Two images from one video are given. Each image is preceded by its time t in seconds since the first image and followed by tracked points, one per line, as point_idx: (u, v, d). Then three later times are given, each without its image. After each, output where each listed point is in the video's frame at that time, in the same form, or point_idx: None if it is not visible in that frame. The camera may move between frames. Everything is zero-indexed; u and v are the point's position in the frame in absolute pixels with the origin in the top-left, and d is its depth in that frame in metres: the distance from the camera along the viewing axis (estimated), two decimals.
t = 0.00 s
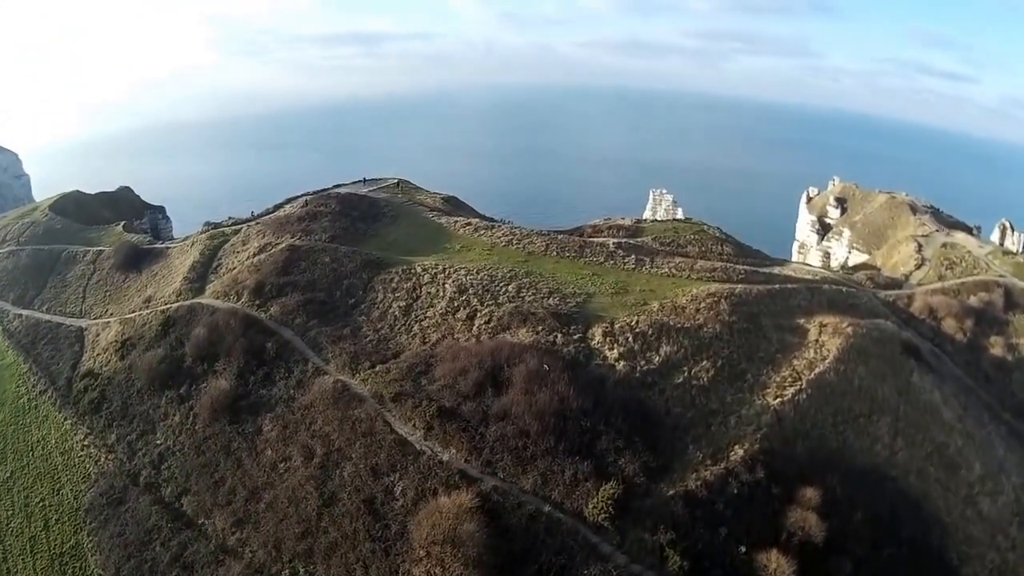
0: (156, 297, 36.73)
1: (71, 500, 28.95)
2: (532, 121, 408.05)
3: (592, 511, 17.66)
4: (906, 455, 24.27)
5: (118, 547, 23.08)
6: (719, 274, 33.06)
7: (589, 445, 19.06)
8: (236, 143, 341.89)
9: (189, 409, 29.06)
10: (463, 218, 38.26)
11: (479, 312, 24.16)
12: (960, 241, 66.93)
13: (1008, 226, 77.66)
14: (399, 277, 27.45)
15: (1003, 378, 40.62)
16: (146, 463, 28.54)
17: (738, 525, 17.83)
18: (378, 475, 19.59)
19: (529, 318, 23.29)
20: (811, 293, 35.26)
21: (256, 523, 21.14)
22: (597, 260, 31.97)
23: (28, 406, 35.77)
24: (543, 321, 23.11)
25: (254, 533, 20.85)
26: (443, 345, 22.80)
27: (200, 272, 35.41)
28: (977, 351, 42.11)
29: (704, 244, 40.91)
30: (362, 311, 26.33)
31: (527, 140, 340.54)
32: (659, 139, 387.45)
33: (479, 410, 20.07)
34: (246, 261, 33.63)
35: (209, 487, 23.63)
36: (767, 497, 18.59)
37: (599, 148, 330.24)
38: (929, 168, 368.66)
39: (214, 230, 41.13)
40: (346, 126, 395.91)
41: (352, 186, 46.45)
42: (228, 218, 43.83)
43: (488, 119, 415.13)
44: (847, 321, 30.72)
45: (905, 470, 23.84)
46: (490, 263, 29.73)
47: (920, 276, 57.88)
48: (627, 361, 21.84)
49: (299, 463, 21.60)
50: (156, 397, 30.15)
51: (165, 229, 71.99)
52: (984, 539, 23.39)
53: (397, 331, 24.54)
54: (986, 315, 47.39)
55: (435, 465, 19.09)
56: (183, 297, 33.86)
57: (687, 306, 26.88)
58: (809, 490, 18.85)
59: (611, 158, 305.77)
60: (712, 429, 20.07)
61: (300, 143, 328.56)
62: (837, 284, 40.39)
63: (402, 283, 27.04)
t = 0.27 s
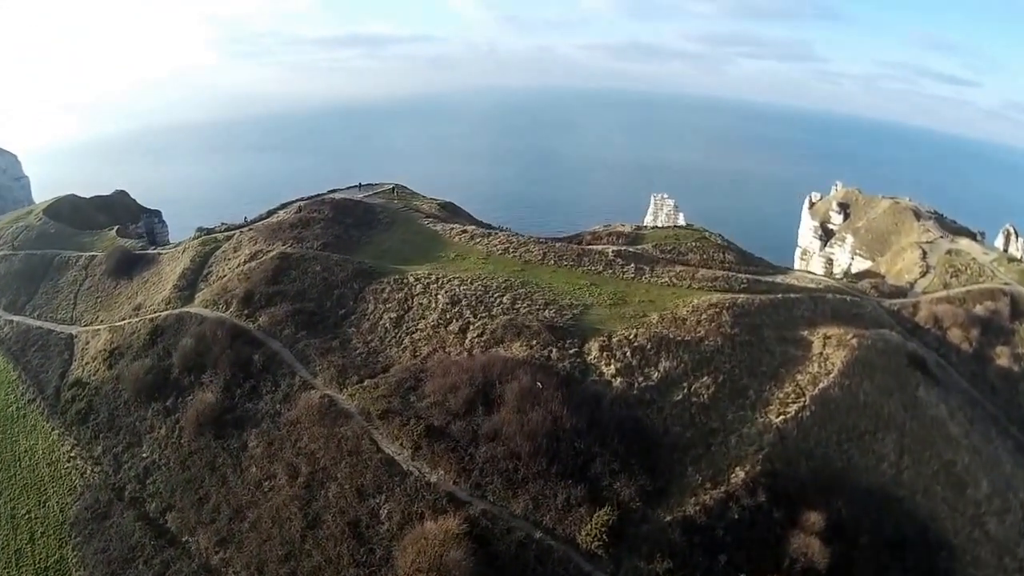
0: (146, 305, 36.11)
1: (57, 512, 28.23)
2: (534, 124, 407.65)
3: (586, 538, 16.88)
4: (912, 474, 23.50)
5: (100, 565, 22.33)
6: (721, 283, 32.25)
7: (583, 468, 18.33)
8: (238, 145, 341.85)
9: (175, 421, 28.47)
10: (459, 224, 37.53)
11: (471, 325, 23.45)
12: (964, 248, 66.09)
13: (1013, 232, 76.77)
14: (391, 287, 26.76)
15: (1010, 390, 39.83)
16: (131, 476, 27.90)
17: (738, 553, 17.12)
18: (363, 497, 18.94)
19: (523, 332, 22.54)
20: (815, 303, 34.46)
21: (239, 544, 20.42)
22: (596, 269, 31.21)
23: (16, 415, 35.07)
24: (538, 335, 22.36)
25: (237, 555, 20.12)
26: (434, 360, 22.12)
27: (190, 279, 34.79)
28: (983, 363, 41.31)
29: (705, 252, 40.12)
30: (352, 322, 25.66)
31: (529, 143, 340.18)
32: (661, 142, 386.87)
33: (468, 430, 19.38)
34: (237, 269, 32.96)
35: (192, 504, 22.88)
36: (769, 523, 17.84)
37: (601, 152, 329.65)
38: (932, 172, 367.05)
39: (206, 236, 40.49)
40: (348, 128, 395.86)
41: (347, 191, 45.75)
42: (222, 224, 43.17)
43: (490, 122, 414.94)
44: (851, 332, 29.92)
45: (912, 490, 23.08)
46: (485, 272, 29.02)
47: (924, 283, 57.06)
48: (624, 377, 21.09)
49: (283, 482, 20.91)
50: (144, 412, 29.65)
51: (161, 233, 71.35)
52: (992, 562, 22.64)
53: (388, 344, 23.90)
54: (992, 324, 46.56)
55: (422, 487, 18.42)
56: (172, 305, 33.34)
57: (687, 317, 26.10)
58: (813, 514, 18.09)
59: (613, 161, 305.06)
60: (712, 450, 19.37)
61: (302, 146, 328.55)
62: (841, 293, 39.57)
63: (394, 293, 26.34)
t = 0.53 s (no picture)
0: (136, 314, 35.54)
1: (42, 526, 27.54)
2: (537, 127, 407.19)
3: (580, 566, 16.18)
4: (920, 494, 22.80)
5: None
6: (723, 291, 31.43)
7: (577, 492, 17.70)
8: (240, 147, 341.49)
9: (161, 435, 28.05)
10: (456, 231, 36.80)
11: (464, 338, 22.79)
12: (970, 254, 65.21)
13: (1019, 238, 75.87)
14: (383, 297, 26.11)
15: (1016, 402, 39.11)
16: (116, 490, 27.27)
17: None
18: (349, 519, 18.40)
19: (517, 345, 21.85)
20: (819, 313, 33.70)
21: (222, 565, 19.79)
22: (594, 278, 30.49)
23: (4, 425, 34.36)
24: (532, 349, 21.69)
25: None
26: (425, 374, 21.52)
27: (180, 287, 34.26)
28: (989, 374, 40.57)
29: (707, 260, 39.35)
30: (342, 334, 25.08)
31: (531, 146, 339.48)
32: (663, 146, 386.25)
33: (457, 450, 18.77)
34: (227, 277, 32.32)
35: (175, 522, 22.26)
36: (772, 548, 17.17)
37: (603, 155, 328.88)
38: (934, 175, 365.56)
39: (198, 242, 39.83)
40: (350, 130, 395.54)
41: (343, 196, 45.05)
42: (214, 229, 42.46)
43: (493, 125, 414.37)
44: (857, 344, 29.10)
45: (919, 511, 22.40)
46: (480, 281, 28.29)
47: (929, 291, 56.26)
48: (622, 395, 20.40)
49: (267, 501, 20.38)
50: (131, 425, 29.25)
51: (157, 237, 70.55)
52: None
53: (378, 357, 23.35)
54: (999, 333, 45.76)
55: (409, 510, 17.88)
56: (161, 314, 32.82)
57: (688, 329, 25.28)
58: (818, 540, 17.42)
59: (615, 164, 304.25)
60: (713, 469, 18.84)
61: (304, 148, 328.09)
62: (845, 302, 38.76)
63: (385, 303, 25.68)
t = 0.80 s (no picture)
0: (127, 322, 35.07)
1: (26, 541, 26.81)
2: (539, 130, 407.21)
3: None
4: (928, 513, 22.02)
5: None
6: (725, 300, 30.69)
7: (572, 517, 17.10)
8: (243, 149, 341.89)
9: (146, 449, 27.64)
10: (452, 238, 36.14)
11: (456, 351, 22.32)
12: (976, 261, 64.34)
13: None
14: (374, 307, 25.55)
15: None
16: (101, 505, 26.60)
17: None
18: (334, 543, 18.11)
19: (512, 360, 21.37)
20: (823, 323, 32.95)
21: None
22: (593, 287, 29.75)
23: None
24: (527, 364, 21.19)
25: None
26: (416, 391, 21.16)
27: (170, 295, 33.87)
28: (996, 385, 39.74)
29: (708, 267, 38.62)
30: (330, 346, 24.58)
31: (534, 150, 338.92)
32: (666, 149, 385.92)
33: (447, 472, 18.29)
34: (217, 285, 31.84)
35: (158, 541, 21.67)
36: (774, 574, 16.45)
37: (605, 158, 328.25)
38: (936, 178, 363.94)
39: (191, 248, 39.26)
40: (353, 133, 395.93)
41: (339, 201, 44.46)
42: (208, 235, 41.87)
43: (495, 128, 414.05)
44: (862, 355, 28.29)
45: (927, 531, 21.63)
46: (476, 291, 27.61)
47: (935, 299, 55.44)
48: (619, 413, 19.83)
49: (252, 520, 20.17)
50: (117, 436, 28.82)
51: (154, 241, 69.73)
52: None
53: (368, 371, 22.93)
54: (1007, 342, 44.87)
55: (396, 535, 17.45)
56: (150, 323, 32.49)
57: (689, 341, 24.50)
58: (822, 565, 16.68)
59: (617, 167, 303.35)
60: (713, 489, 18.34)
61: (307, 150, 328.29)
62: (849, 311, 37.95)
63: (376, 313, 25.15)
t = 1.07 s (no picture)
0: (117, 330, 34.46)
1: (11, 556, 26.08)
2: (541, 134, 407.06)
3: None
4: (937, 534, 21.16)
5: None
6: (728, 310, 29.89)
7: (565, 545, 16.70)
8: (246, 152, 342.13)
9: (132, 463, 26.94)
10: (449, 244, 35.45)
11: (448, 366, 22.31)
12: (981, 267, 63.42)
13: None
14: (366, 318, 25.23)
15: None
16: (86, 520, 25.82)
17: None
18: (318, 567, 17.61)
19: (505, 376, 21.33)
20: (827, 333, 32.18)
21: None
22: (592, 296, 29.01)
23: None
24: (521, 380, 21.11)
25: None
26: (405, 407, 21.09)
27: (160, 303, 33.34)
28: (1005, 398, 38.83)
29: (711, 274, 37.82)
30: (320, 358, 24.44)
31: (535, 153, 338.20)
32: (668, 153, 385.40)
33: (435, 495, 17.99)
34: (207, 293, 31.23)
35: (142, 559, 20.89)
36: None
37: (606, 162, 327.48)
38: (936, 179, 362.93)
39: (183, 254, 38.61)
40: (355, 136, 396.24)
41: (335, 207, 43.80)
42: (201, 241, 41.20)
43: (497, 132, 413.65)
44: (869, 368, 27.37)
45: (937, 553, 20.76)
46: (472, 300, 26.95)
47: (940, 307, 54.53)
48: (617, 432, 19.51)
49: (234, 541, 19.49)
50: (103, 449, 28.14)
51: (151, 246, 69.20)
52: None
53: (358, 385, 22.78)
54: (1015, 352, 43.93)
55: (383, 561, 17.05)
56: (138, 331, 31.98)
57: (690, 354, 23.67)
58: None
59: (619, 171, 302.40)
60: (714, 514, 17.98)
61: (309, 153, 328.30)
62: (855, 320, 37.05)
63: (368, 324, 25.00)
